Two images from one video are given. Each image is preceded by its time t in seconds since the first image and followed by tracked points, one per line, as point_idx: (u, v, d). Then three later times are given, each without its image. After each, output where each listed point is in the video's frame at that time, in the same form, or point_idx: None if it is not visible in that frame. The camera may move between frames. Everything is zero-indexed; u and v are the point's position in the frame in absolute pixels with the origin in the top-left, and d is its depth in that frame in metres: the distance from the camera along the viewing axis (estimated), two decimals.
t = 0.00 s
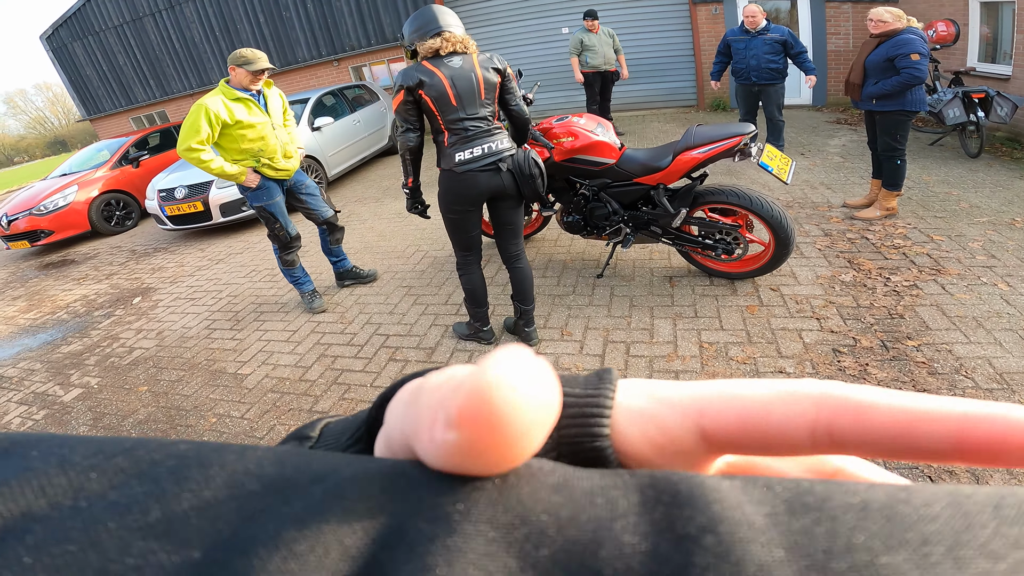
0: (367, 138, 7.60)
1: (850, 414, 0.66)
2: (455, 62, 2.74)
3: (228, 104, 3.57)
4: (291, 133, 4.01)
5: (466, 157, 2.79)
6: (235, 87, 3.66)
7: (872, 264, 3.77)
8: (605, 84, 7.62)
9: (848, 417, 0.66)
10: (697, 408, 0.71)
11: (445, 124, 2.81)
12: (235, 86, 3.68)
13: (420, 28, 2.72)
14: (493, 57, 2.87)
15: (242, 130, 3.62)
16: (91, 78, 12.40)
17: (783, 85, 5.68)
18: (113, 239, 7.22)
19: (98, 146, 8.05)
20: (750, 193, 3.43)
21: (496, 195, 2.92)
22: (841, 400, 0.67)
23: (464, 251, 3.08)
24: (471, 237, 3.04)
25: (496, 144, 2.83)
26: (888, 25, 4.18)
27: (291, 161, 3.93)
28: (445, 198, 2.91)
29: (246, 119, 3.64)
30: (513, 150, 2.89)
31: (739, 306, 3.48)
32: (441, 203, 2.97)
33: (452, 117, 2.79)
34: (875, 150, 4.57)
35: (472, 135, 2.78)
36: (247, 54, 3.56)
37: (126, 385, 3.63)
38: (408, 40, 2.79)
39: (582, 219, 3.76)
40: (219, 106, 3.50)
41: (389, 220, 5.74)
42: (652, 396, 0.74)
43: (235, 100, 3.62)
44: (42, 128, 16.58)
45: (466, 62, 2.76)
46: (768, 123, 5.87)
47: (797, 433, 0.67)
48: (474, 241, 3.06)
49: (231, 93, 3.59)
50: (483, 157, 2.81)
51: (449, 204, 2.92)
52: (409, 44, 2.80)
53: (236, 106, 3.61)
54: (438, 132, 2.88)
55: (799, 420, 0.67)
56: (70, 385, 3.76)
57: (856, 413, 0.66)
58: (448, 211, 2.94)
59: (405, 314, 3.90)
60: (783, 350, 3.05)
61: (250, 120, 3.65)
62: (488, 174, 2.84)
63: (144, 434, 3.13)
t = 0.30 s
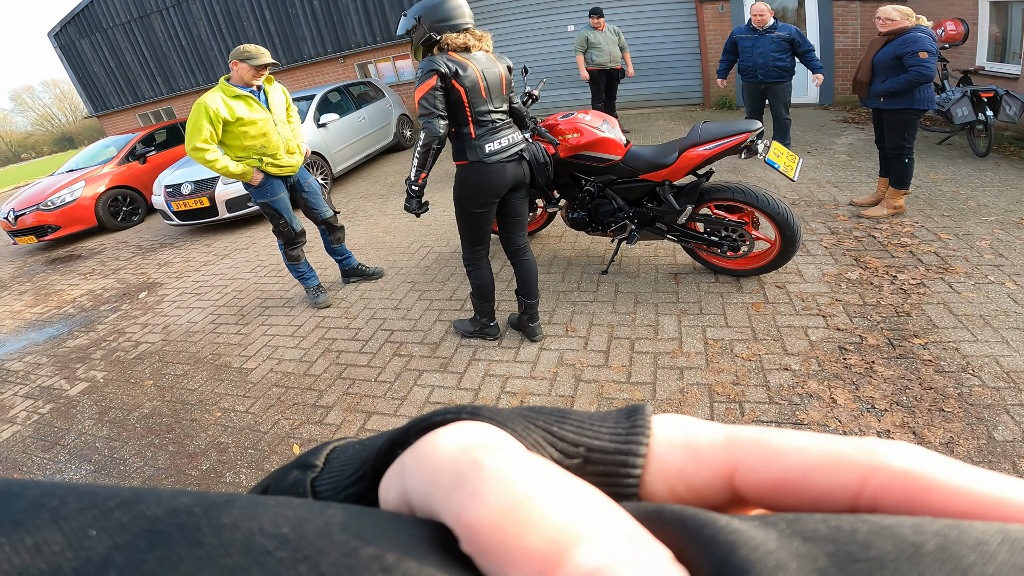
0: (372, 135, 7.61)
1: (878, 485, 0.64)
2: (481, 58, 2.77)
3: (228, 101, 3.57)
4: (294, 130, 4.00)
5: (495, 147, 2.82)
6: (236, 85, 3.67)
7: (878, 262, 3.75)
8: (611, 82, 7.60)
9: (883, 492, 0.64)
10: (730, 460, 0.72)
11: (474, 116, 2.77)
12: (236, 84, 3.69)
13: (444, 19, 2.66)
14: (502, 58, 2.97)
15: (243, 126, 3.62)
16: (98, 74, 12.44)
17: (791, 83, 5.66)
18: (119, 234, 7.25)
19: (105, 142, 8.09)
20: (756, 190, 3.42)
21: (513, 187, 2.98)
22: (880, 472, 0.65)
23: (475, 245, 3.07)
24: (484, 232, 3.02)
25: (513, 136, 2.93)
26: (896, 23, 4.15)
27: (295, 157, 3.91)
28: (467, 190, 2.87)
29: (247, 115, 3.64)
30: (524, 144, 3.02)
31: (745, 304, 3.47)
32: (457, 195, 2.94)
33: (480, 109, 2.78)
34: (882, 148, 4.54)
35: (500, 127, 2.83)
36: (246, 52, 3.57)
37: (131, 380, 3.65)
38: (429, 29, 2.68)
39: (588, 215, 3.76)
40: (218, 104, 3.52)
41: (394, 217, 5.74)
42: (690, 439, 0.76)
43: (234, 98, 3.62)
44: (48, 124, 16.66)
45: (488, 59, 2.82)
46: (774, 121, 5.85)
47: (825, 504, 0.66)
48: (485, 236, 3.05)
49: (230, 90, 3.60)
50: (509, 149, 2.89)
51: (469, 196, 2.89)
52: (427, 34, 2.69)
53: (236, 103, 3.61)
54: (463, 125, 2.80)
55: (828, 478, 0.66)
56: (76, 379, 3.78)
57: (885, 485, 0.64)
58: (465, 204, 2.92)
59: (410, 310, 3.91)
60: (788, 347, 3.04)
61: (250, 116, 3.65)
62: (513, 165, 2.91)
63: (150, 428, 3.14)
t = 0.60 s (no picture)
0: (380, 133, 7.62)
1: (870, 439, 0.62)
2: (497, 58, 2.80)
3: (240, 98, 3.59)
4: (305, 128, 4.01)
5: (511, 145, 2.85)
6: (248, 82, 3.68)
7: (888, 262, 3.73)
8: (618, 81, 7.59)
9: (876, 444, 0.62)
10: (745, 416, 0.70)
11: (493, 114, 2.78)
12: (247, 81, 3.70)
13: (467, 16, 2.65)
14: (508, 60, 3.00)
15: (254, 124, 3.63)
16: (106, 71, 12.50)
17: (800, 83, 5.64)
18: (129, 231, 7.30)
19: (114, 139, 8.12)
20: (767, 189, 3.40)
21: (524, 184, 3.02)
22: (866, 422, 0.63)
23: (484, 244, 3.06)
24: (495, 230, 3.01)
25: (524, 135, 2.96)
26: (909, 24, 4.13)
27: (305, 155, 3.92)
28: (480, 188, 2.88)
29: (258, 113, 3.65)
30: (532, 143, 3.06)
31: (754, 303, 3.46)
32: (470, 193, 2.93)
33: (499, 107, 2.81)
34: (893, 148, 4.52)
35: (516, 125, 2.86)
36: (258, 49, 3.58)
37: (142, 375, 3.67)
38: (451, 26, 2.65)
39: (597, 214, 3.76)
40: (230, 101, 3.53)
41: (402, 215, 5.76)
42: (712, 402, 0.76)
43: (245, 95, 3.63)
44: (58, 122, 16.82)
45: (502, 59, 2.84)
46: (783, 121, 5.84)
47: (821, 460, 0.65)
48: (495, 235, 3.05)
49: (242, 87, 3.61)
50: (523, 146, 2.93)
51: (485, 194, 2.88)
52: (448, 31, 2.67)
53: (247, 100, 3.62)
54: (482, 122, 2.78)
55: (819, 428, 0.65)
56: (87, 374, 3.81)
57: (877, 437, 0.62)
58: (477, 202, 2.92)
59: (418, 307, 3.92)
60: (798, 346, 3.03)
61: (261, 114, 3.66)
62: (526, 162, 2.96)
63: (161, 423, 3.16)
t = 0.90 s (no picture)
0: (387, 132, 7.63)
1: (844, 463, 0.57)
2: (504, 60, 2.79)
3: (251, 97, 3.59)
4: (313, 127, 4.03)
5: (515, 145, 2.84)
6: (257, 80, 3.69)
7: (897, 265, 3.71)
8: (626, 81, 7.58)
9: (851, 470, 0.56)
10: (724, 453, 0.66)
11: (497, 116, 2.78)
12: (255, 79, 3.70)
13: (475, 17, 2.63)
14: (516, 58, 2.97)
15: (264, 122, 3.64)
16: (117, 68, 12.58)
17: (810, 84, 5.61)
18: (138, 228, 7.34)
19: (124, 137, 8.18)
20: (775, 191, 3.38)
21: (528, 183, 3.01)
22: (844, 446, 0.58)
23: (489, 242, 3.05)
24: (499, 229, 3.01)
25: (528, 136, 2.95)
26: (922, 26, 4.10)
27: (315, 153, 3.94)
28: (484, 188, 2.87)
29: (268, 111, 3.66)
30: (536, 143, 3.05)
31: (761, 305, 3.44)
32: (473, 192, 2.93)
33: (503, 108, 2.80)
34: (903, 151, 4.49)
35: (520, 125, 2.85)
36: (266, 48, 3.59)
37: (150, 372, 3.70)
38: (458, 25, 2.63)
39: (604, 215, 3.75)
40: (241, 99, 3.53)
41: (408, 213, 5.77)
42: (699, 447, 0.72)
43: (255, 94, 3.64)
44: (68, 119, 16.95)
45: (509, 60, 2.83)
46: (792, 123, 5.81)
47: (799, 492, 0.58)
48: (501, 233, 3.05)
49: (252, 86, 3.62)
50: (526, 146, 2.93)
51: (488, 193, 2.88)
52: (454, 30, 2.65)
53: (257, 99, 3.63)
54: (483, 123, 2.79)
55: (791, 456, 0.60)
56: (95, 371, 3.84)
57: (850, 462, 0.57)
58: (481, 200, 2.91)
59: (424, 306, 3.93)
60: (805, 349, 3.02)
61: (272, 112, 3.67)
62: (530, 162, 2.96)
63: (168, 420, 3.18)
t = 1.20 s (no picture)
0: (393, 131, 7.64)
1: (767, 497, 0.62)
2: (510, 61, 2.77)
3: (258, 97, 3.61)
4: (320, 126, 4.03)
5: (519, 147, 2.85)
6: (263, 80, 3.70)
7: (906, 268, 3.68)
8: (632, 81, 7.56)
9: (774, 503, 0.62)
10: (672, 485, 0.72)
11: (501, 117, 2.77)
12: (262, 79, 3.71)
13: (483, 17, 2.62)
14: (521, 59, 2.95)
15: (271, 122, 3.66)
16: (126, 67, 12.65)
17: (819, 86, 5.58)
18: (145, 226, 7.38)
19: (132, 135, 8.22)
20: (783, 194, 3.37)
21: (533, 184, 3.01)
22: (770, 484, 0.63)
23: (495, 243, 3.05)
24: (504, 230, 3.01)
25: (532, 137, 2.95)
26: (934, 28, 4.06)
27: (322, 152, 3.95)
28: (489, 188, 2.87)
29: (275, 111, 3.67)
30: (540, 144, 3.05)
31: (768, 308, 3.42)
32: (478, 192, 2.93)
33: (508, 110, 2.79)
34: (912, 153, 4.46)
35: (525, 127, 2.85)
36: (272, 48, 3.60)
37: (157, 370, 3.71)
38: (465, 25, 2.63)
39: (610, 216, 3.74)
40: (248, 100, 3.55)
41: (414, 213, 5.77)
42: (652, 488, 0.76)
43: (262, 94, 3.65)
44: (76, 116, 17.06)
45: (515, 61, 2.81)
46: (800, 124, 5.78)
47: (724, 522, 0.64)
48: (506, 234, 3.04)
49: (259, 86, 3.63)
50: (531, 147, 2.93)
51: (492, 194, 2.88)
52: (461, 29, 2.64)
53: (264, 99, 3.64)
54: (487, 124, 2.79)
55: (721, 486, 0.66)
56: (102, 368, 3.86)
57: (774, 495, 0.62)
58: (486, 200, 2.91)
59: (430, 306, 3.93)
60: (812, 352, 3.00)
61: (279, 112, 3.68)
62: (535, 163, 2.96)
63: (174, 418, 3.20)
